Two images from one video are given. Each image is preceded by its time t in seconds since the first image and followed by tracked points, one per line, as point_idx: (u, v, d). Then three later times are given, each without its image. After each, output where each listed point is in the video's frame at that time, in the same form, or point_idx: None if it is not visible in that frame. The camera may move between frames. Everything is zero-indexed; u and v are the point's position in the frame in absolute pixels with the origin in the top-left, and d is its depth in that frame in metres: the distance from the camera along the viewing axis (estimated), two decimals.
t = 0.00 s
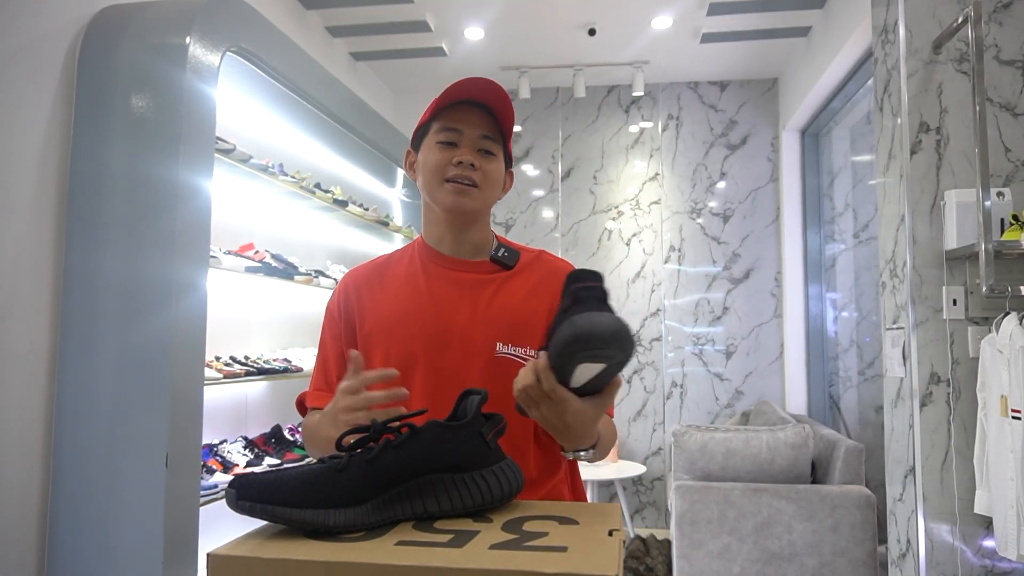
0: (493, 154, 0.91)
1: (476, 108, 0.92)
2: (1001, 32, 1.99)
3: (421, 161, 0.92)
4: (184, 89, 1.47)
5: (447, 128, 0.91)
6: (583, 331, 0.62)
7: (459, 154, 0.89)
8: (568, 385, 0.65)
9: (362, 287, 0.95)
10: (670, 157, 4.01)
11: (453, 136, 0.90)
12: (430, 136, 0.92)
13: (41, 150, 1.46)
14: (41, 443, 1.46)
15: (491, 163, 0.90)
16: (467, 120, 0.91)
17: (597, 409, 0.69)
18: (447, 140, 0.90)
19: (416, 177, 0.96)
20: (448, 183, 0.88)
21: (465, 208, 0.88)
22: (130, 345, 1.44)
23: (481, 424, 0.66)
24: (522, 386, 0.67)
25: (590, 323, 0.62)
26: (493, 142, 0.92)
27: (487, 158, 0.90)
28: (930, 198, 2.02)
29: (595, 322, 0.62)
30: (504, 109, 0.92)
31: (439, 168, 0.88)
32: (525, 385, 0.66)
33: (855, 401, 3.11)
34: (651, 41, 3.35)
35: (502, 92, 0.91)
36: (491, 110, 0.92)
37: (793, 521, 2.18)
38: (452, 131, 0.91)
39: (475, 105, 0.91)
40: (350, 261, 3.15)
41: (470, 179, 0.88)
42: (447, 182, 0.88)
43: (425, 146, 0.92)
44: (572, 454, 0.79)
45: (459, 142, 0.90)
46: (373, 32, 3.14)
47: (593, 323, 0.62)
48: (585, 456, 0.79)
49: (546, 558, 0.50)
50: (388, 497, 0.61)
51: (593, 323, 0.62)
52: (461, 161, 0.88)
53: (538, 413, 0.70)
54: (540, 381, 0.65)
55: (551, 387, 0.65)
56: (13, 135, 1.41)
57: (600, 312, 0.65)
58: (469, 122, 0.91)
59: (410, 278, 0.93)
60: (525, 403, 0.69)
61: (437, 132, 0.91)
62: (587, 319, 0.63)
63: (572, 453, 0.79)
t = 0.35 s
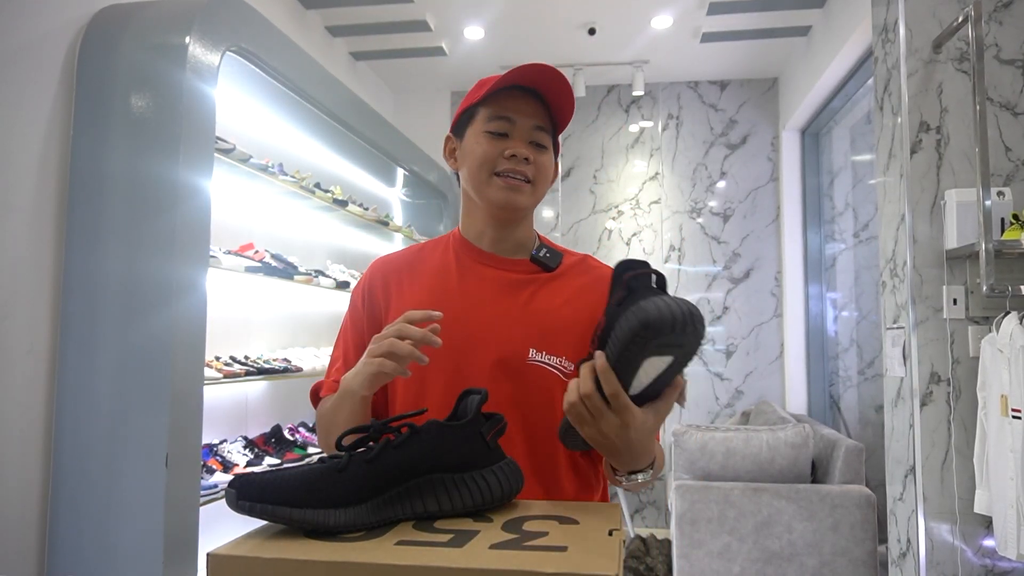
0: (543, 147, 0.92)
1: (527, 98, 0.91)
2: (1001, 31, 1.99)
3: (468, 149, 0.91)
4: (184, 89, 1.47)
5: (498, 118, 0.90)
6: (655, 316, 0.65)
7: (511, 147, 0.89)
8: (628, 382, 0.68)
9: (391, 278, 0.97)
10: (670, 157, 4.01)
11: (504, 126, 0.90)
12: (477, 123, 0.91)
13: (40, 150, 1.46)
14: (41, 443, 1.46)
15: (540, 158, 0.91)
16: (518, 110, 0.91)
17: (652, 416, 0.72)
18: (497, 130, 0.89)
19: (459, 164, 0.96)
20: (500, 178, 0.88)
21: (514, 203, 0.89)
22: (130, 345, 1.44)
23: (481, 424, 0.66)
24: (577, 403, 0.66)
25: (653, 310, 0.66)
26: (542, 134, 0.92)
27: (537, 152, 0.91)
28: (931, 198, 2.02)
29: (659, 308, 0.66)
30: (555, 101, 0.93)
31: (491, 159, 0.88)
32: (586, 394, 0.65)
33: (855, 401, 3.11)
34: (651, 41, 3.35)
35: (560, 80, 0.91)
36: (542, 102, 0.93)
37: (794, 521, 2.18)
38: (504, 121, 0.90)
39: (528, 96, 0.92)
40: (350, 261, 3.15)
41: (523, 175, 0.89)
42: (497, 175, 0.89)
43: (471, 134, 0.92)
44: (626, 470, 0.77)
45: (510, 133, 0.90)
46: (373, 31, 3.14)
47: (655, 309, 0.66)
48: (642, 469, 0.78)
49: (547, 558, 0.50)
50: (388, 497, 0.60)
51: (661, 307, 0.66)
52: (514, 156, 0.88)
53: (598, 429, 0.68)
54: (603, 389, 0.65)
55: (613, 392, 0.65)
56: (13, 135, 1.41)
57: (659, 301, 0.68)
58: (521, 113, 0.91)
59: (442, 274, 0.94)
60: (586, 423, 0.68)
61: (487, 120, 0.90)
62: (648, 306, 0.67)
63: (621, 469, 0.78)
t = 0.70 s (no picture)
0: (590, 130, 0.78)
1: (568, 73, 0.79)
2: (1001, 31, 1.99)
3: (503, 139, 0.80)
4: (184, 89, 1.47)
5: (533, 100, 0.78)
6: (579, 238, 0.47)
7: (547, 133, 0.77)
8: (565, 322, 0.52)
9: (436, 260, 0.90)
10: (670, 157, 4.01)
11: (541, 110, 0.78)
12: (513, 109, 0.80)
13: (40, 151, 1.46)
14: (41, 443, 1.46)
15: (587, 141, 0.78)
16: (557, 90, 0.78)
17: (610, 365, 0.54)
18: (533, 114, 0.78)
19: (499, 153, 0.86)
20: (533, 169, 0.77)
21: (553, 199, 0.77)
22: (130, 345, 1.43)
23: (481, 425, 0.66)
24: (513, 338, 0.55)
25: (582, 230, 0.47)
26: (589, 113, 0.79)
27: (582, 135, 0.78)
28: (930, 197, 2.02)
29: (591, 226, 0.47)
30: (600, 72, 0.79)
31: (524, 151, 0.77)
32: (519, 328, 0.53)
33: (855, 401, 3.11)
34: (651, 41, 3.35)
35: (600, 57, 0.79)
36: (587, 76, 0.79)
37: (793, 521, 2.18)
38: (540, 104, 0.78)
39: (568, 71, 0.79)
40: (350, 261, 3.15)
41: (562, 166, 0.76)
42: (532, 167, 0.77)
43: (506, 122, 0.81)
44: (594, 451, 0.59)
45: (548, 116, 0.78)
46: (373, 31, 3.14)
47: (586, 230, 0.47)
48: (616, 449, 0.58)
49: (546, 558, 0.50)
50: (387, 497, 0.61)
51: (592, 227, 0.47)
52: (548, 144, 0.76)
53: (538, 370, 0.55)
54: (534, 324, 0.52)
55: (543, 328, 0.51)
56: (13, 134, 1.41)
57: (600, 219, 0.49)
58: (561, 93, 0.78)
59: (485, 261, 0.87)
60: (526, 365, 0.56)
61: (521, 104, 0.79)
62: (578, 225, 0.48)
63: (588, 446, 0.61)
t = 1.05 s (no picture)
0: (577, 115, 0.78)
1: (551, 58, 0.78)
2: (1001, 31, 1.99)
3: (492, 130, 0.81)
4: (184, 88, 1.47)
5: (517, 89, 0.78)
6: (606, 161, 0.49)
7: (533, 122, 0.77)
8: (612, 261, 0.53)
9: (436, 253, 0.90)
10: (670, 157, 4.01)
11: (525, 100, 0.78)
12: (499, 99, 0.81)
13: (40, 151, 1.46)
14: (41, 442, 1.46)
15: (574, 127, 0.77)
16: (541, 76, 0.78)
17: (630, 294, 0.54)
18: (518, 105, 0.78)
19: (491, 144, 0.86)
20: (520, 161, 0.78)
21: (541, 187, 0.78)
22: (130, 344, 1.43)
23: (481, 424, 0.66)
24: (583, 315, 0.51)
25: (597, 157, 0.50)
26: (576, 97, 0.78)
27: (569, 121, 0.77)
28: (930, 198, 2.02)
29: (604, 150, 0.50)
30: (583, 55, 0.78)
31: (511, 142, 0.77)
32: (593, 293, 0.51)
33: (855, 401, 3.11)
34: (651, 41, 3.35)
35: (582, 41, 0.78)
36: (572, 61, 0.78)
37: (793, 521, 2.18)
38: (524, 93, 0.78)
39: (552, 56, 0.78)
40: (350, 261, 3.15)
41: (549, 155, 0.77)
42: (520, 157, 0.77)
43: (494, 113, 0.81)
44: (655, 402, 0.58)
45: (533, 105, 0.78)
46: (373, 30, 3.14)
47: (602, 155, 0.50)
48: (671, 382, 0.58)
49: (546, 558, 0.50)
50: (387, 497, 0.61)
51: (603, 149, 0.50)
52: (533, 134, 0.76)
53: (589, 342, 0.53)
54: (605, 275, 0.51)
55: (614, 274, 0.51)
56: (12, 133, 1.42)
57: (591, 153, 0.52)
58: (544, 79, 0.78)
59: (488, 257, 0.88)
60: (595, 341, 0.53)
61: (506, 95, 0.79)
62: (589, 159, 0.50)
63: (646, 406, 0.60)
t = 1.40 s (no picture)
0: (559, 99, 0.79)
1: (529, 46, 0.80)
2: (1001, 30, 1.99)
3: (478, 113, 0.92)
4: (184, 88, 1.46)
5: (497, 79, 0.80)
6: (635, 108, 0.60)
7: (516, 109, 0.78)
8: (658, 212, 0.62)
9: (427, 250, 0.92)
10: (669, 157, 4.01)
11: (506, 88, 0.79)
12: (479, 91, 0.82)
13: (40, 151, 1.47)
14: (41, 441, 1.46)
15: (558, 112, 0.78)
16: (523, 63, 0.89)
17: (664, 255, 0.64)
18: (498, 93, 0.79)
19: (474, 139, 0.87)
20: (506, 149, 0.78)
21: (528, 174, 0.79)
22: (129, 344, 1.43)
23: (481, 424, 0.65)
24: (675, 260, 0.58)
25: (627, 110, 0.60)
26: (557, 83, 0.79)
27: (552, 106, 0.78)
28: (931, 198, 2.02)
29: (623, 102, 0.61)
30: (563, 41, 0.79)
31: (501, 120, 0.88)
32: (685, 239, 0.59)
33: (855, 401, 3.11)
34: (651, 40, 3.35)
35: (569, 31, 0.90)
36: (551, 49, 0.90)
37: (794, 521, 2.18)
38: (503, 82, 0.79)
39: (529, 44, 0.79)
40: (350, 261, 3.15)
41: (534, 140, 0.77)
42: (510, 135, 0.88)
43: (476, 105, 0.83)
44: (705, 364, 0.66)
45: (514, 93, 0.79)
46: (373, 30, 3.14)
47: (625, 106, 0.60)
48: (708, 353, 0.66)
49: (547, 559, 0.50)
50: (387, 497, 0.60)
51: (620, 102, 0.61)
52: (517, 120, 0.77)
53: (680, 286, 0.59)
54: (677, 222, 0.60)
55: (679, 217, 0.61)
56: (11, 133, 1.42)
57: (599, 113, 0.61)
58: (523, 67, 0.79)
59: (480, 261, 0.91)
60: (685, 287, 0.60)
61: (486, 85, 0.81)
62: (621, 115, 0.59)
63: (695, 373, 0.67)
